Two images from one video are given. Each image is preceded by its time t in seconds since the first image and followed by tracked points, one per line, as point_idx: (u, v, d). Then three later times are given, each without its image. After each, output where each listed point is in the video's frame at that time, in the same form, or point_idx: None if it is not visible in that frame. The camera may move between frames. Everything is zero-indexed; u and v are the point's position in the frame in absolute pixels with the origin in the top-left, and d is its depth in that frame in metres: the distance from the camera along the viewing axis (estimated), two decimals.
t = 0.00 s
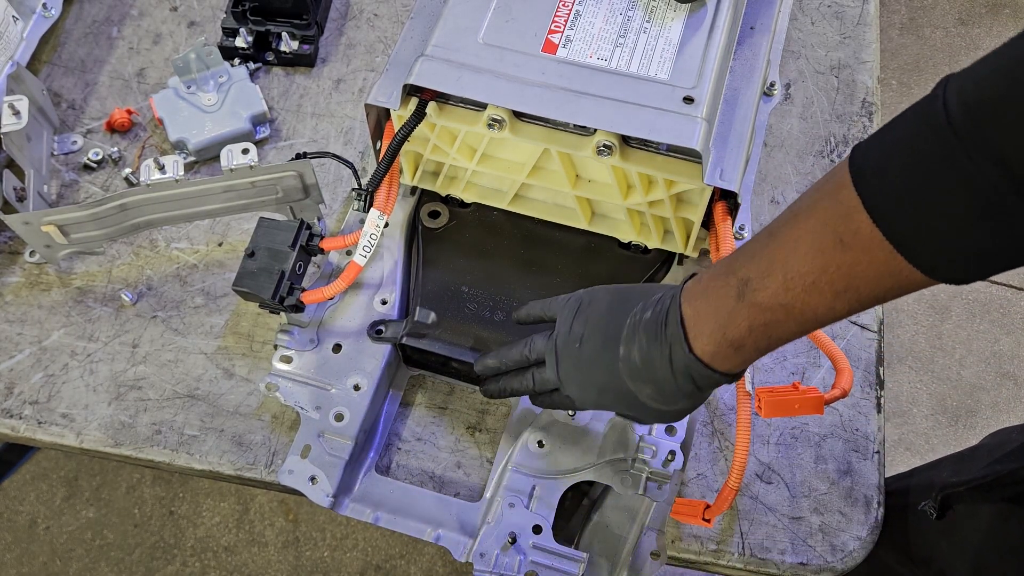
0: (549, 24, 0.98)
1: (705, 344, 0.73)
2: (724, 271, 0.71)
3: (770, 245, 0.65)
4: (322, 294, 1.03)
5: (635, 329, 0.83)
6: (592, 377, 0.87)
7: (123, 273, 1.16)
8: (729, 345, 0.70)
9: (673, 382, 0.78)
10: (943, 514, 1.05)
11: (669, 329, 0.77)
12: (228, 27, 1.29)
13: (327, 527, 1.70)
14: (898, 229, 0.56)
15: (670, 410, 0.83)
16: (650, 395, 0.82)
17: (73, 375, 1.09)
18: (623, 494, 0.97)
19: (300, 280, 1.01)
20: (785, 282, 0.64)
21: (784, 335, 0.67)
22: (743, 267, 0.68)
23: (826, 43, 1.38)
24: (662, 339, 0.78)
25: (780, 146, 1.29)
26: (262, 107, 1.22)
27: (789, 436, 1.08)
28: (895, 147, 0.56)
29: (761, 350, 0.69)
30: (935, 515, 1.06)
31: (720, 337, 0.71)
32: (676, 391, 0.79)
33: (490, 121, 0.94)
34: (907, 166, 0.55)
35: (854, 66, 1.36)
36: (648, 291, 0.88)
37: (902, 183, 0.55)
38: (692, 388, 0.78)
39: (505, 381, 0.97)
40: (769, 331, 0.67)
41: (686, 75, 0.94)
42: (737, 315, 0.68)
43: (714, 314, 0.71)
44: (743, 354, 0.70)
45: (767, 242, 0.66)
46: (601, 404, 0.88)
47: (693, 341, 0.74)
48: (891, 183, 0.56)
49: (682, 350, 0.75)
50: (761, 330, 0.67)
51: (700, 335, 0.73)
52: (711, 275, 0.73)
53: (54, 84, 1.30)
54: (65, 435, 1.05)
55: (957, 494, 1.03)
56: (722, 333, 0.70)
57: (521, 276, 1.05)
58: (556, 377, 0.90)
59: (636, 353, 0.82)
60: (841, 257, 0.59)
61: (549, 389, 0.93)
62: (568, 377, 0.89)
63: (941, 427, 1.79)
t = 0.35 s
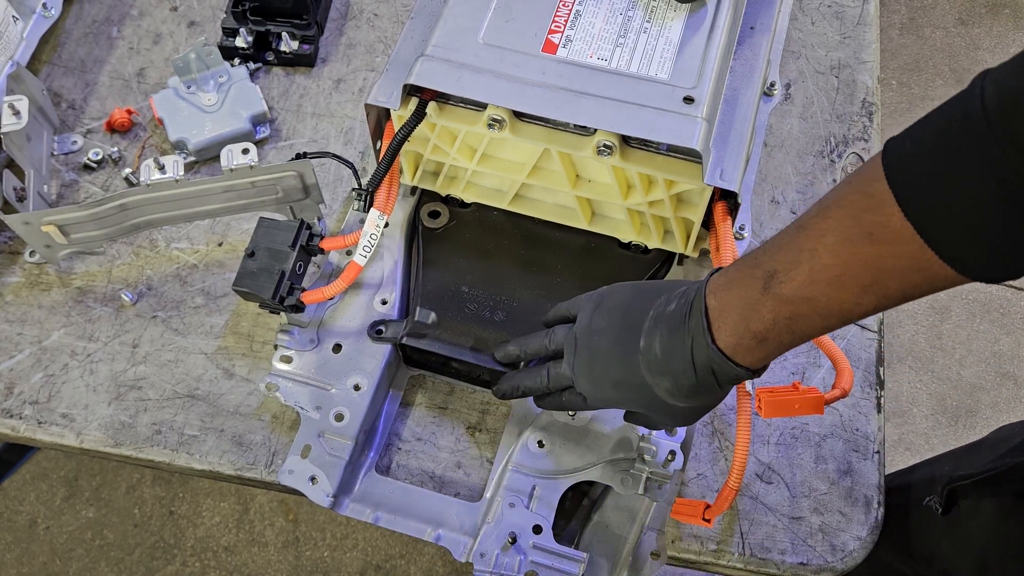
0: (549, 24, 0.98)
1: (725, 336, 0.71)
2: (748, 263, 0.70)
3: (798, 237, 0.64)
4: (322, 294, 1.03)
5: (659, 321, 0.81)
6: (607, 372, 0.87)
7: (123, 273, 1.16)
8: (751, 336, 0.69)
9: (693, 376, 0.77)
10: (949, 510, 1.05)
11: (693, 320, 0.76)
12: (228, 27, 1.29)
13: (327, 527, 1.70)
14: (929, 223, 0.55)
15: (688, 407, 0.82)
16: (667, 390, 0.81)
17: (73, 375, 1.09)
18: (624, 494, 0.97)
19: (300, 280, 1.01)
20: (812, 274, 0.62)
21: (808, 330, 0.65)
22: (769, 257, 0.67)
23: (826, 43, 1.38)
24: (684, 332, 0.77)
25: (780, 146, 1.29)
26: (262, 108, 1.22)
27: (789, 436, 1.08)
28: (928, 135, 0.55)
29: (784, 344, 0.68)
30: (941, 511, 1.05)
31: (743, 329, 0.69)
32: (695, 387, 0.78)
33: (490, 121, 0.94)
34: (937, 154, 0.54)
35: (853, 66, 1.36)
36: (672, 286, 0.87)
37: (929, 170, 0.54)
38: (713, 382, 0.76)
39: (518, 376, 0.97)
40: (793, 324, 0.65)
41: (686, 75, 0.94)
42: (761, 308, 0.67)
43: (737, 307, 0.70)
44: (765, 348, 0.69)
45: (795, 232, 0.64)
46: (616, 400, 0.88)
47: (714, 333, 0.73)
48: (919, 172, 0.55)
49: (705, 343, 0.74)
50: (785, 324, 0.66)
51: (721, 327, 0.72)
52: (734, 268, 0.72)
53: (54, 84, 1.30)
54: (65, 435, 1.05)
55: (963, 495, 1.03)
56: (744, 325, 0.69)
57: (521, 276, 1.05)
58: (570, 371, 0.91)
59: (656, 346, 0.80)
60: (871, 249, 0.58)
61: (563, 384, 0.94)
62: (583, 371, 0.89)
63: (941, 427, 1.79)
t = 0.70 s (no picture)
0: (549, 24, 0.98)
1: (757, 327, 0.71)
2: (785, 256, 0.69)
3: (835, 231, 0.63)
4: (322, 294, 1.03)
5: (689, 316, 0.82)
6: (634, 364, 0.88)
7: (123, 273, 1.16)
8: (782, 328, 0.68)
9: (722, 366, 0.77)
10: (944, 511, 1.06)
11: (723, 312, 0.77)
12: (228, 27, 1.29)
13: (327, 527, 1.70)
14: (962, 221, 0.53)
15: (714, 400, 0.81)
16: (693, 381, 0.81)
17: (73, 375, 1.09)
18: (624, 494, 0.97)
19: (301, 280, 1.01)
20: (843, 271, 0.61)
21: (839, 328, 0.64)
22: (807, 249, 0.66)
23: (826, 43, 1.38)
24: (715, 323, 0.78)
25: (780, 146, 1.29)
26: (262, 108, 1.22)
27: (789, 436, 1.08)
28: (970, 132, 0.53)
29: (814, 340, 0.67)
30: (936, 512, 1.06)
31: (775, 322, 0.69)
32: (723, 374, 0.78)
33: (490, 121, 0.94)
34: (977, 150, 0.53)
35: (853, 66, 1.36)
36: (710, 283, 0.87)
37: (966, 168, 0.53)
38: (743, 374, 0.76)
39: (566, 362, 0.99)
40: (822, 320, 0.64)
41: (686, 75, 0.94)
42: (793, 301, 0.66)
43: (772, 300, 0.69)
44: (795, 340, 0.68)
45: (833, 227, 0.63)
46: (641, 392, 0.88)
47: (747, 323, 0.73)
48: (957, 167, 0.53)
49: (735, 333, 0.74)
50: (815, 318, 0.65)
51: (754, 317, 0.72)
52: (772, 261, 0.71)
53: (54, 84, 1.30)
54: (65, 435, 1.05)
55: (963, 496, 1.03)
56: (776, 317, 0.69)
57: (521, 276, 1.05)
58: (602, 360, 0.93)
59: (685, 338, 0.81)
60: (906, 244, 0.56)
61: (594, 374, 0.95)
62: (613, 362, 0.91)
63: (941, 427, 1.79)
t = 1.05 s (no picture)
0: (549, 24, 0.98)
1: (877, 227, 0.75)
2: (925, 163, 0.74)
3: (986, 135, 0.71)
4: (322, 294, 1.03)
5: (787, 210, 0.82)
6: (698, 233, 0.82)
7: (123, 273, 1.16)
8: (913, 229, 0.72)
9: (826, 258, 0.78)
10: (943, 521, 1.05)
11: (841, 208, 0.79)
12: (228, 27, 1.29)
13: (327, 527, 1.70)
14: None
15: (778, 298, 0.80)
16: (774, 269, 0.79)
17: (73, 375, 1.09)
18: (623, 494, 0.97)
19: (301, 280, 1.01)
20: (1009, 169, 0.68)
21: (975, 230, 0.70)
22: (961, 151, 0.72)
23: (826, 43, 1.38)
24: (829, 223, 0.79)
25: (780, 146, 1.29)
26: (262, 108, 1.22)
27: (789, 436, 1.08)
28: None
29: (940, 248, 0.71)
30: (935, 522, 1.06)
31: (906, 224, 0.73)
32: (824, 268, 0.78)
33: (490, 121, 0.94)
34: None
35: (853, 66, 1.36)
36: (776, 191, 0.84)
37: None
38: (842, 277, 0.78)
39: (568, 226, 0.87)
40: (964, 222, 0.70)
41: (686, 75, 0.94)
42: (939, 198, 0.71)
43: (910, 198, 0.73)
44: (922, 242, 0.72)
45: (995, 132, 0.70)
46: (698, 272, 0.81)
47: (872, 219, 0.76)
48: None
49: (855, 231, 0.77)
50: (957, 223, 0.70)
51: (875, 217, 0.76)
52: (907, 168, 0.75)
53: (54, 84, 1.30)
54: (65, 435, 1.06)
55: (964, 497, 1.03)
56: (906, 217, 0.73)
57: (522, 276, 1.05)
58: (644, 232, 0.83)
59: (787, 224, 0.81)
60: None
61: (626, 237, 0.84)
62: (660, 228, 0.83)
63: (941, 427, 1.79)
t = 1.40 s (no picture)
0: (548, 24, 0.98)
1: None
2: None
3: None
4: (322, 294, 1.03)
5: None
6: None
7: (123, 273, 1.16)
8: None
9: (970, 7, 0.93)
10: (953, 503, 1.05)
11: None
12: (228, 27, 1.29)
13: (327, 527, 1.70)
14: None
15: (922, 28, 0.94)
16: None
17: (73, 375, 1.09)
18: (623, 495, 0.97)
19: (301, 280, 1.01)
20: None
21: None
22: None
23: (826, 43, 1.38)
24: None
25: (780, 146, 1.29)
26: (262, 108, 1.22)
27: (789, 436, 1.08)
28: None
29: None
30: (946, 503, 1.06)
31: None
32: (969, 17, 0.93)
33: (490, 121, 0.94)
34: None
35: (853, 66, 1.36)
36: None
37: None
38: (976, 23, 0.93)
39: None
40: None
41: (686, 75, 0.94)
42: None
43: None
44: None
45: None
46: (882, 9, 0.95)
47: None
48: None
49: None
50: None
51: None
52: None
53: (54, 84, 1.30)
54: (65, 435, 1.06)
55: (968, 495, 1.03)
56: None
57: (522, 276, 1.05)
58: None
59: None
60: None
61: None
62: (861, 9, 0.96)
63: (942, 427, 1.79)
